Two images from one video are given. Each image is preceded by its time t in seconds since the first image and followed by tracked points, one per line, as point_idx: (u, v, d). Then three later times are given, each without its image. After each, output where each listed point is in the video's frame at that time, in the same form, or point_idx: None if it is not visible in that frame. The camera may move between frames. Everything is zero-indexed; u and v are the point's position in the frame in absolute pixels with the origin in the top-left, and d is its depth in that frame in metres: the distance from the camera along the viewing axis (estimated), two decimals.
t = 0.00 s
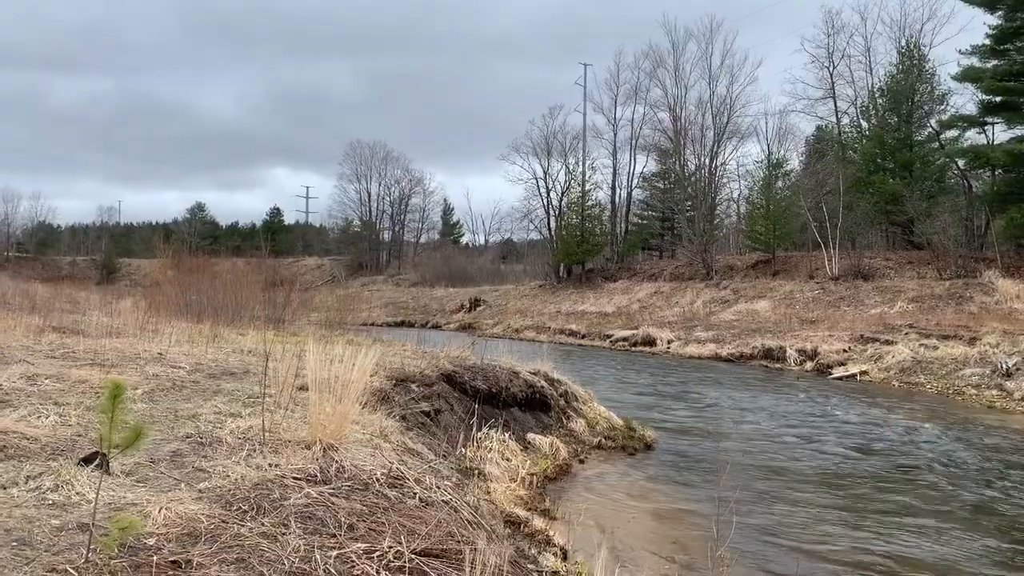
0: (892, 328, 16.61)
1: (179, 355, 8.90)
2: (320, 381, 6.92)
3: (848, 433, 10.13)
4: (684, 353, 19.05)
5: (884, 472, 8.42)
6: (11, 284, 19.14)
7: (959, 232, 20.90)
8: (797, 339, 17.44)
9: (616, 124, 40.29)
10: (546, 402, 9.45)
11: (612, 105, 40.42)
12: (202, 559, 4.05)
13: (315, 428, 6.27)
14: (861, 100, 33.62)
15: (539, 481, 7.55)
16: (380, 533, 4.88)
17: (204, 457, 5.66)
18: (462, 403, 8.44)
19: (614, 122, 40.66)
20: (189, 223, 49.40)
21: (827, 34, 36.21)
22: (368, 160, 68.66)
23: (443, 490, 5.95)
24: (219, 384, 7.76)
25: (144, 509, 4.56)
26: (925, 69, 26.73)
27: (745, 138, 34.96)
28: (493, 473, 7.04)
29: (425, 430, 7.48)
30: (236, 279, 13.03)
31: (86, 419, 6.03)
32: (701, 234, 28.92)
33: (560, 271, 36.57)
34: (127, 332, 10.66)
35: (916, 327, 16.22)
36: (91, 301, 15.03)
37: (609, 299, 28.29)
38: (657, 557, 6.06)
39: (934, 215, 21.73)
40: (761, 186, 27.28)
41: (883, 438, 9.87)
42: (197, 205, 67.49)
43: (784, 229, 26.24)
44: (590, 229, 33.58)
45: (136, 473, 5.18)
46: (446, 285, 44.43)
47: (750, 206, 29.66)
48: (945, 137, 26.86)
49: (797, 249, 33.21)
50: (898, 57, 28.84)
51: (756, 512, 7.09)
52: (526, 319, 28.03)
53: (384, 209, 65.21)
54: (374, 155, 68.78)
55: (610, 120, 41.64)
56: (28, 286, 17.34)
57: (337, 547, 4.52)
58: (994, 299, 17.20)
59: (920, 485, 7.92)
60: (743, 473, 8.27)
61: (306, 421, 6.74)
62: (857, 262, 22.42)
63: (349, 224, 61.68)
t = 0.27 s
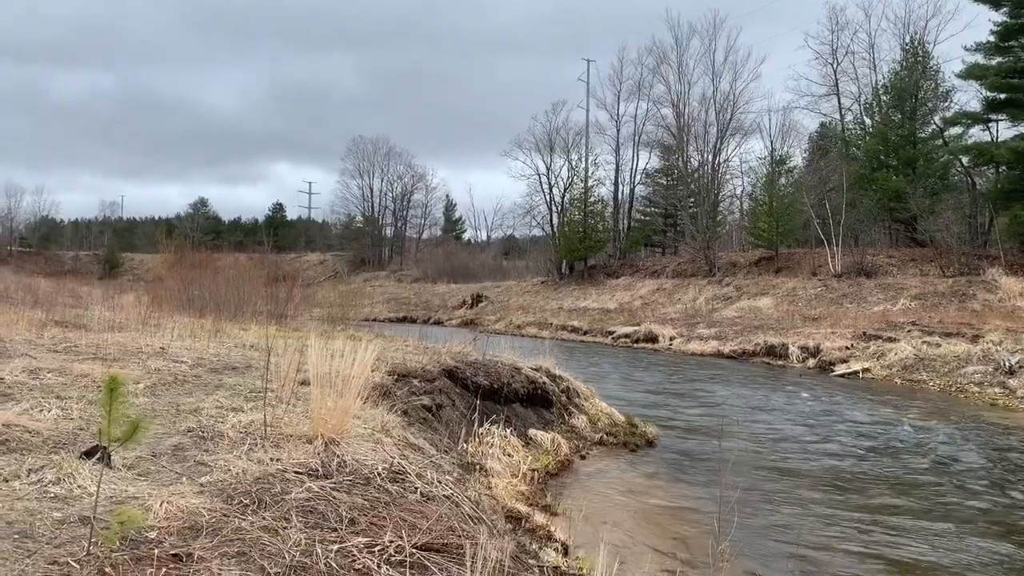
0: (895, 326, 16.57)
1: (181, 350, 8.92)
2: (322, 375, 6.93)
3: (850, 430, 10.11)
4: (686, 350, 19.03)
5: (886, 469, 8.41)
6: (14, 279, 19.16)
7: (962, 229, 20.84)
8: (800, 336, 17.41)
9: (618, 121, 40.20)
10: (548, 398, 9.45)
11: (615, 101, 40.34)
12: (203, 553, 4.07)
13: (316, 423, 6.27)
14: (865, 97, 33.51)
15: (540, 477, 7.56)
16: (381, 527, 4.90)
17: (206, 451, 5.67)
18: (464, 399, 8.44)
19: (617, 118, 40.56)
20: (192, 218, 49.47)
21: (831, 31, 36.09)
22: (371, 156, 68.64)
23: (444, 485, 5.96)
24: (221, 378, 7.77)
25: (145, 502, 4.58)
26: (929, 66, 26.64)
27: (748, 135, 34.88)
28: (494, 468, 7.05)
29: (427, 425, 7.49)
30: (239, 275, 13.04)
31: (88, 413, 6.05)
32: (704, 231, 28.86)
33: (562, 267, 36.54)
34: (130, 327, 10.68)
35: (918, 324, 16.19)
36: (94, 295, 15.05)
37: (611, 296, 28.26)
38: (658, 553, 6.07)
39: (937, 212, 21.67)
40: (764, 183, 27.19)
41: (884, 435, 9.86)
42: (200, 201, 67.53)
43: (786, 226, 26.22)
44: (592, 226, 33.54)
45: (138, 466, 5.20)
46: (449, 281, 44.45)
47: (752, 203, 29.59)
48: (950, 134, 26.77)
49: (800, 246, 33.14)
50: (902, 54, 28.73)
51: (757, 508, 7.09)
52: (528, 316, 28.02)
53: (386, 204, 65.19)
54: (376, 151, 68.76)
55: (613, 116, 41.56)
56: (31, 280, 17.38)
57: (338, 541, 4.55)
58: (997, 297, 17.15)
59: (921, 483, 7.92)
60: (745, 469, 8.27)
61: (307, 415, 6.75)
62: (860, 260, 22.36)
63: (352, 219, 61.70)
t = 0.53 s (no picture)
0: (895, 321, 16.57)
1: (182, 342, 8.94)
2: (322, 367, 6.94)
3: (850, 424, 10.13)
4: (687, 344, 19.04)
5: (885, 463, 8.43)
6: (15, 271, 19.19)
7: (963, 224, 20.83)
8: (800, 330, 17.41)
9: (620, 114, 40.11)
10: (548, 391, 9.47)
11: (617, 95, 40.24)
12: (203, 543, 4.09)
13: (316, 415, 6.29)
14: (868, 91, 33.42)
15: (540, 470, 7.58)
16: (381, 518, 4.92)
17: (206, 443, 5.69)
18: (464, 392, 8.45)
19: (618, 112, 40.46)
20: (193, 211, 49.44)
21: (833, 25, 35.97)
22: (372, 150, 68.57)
23: (444, 477, 5.98)
24: (222, 370, 7.79)
25: (145, 493, 4.59)
26: (931, 60, 26.54)
27: (749, 129, 34.80)
28: (494, 461, 7.07)
29: (427, 418, 7.50)
30: (239, 267, 13.06)
31: (88, 404, 6.06)
32: (705, 225, 28.84)
33: (563, 261, 36.55)
34: (130, 319, 10.70)
35: (919, 319, 16.19)
36: (95, 287, 15.08)
37: (611, 290, 28.26)
38: (657, 545, 6.09)
39: (939, 207, 21.65)
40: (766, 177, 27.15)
41: (884, 430, 9.88)
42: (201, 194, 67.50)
43: (788, 221, 26.21)
44: (593, 220, 33.52)
45: (138, 457, 5.21)
46: (449, 275, 44.46)
47: (754, 197, 29.54)
48: (952, 128, 26.69)
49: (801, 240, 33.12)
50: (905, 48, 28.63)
51: (756, 502, 7.12)
52: (528, 309, 28.05)
53: (387, 198, 65.16)
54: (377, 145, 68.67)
55: (614, 110, 41.46)
56: (32, 272, 17.40)
57: (338, 533, 4.57)
58: (998, 292, 17.13)
59: (920, 477, 7.93)
60: (745, 463, 8.29)
61: (307, 407, 6.77)
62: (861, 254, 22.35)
63: (353, 213, 61.66)
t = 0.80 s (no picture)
0: (894, 314, 16.58)
1: (180, 333, 8.94)
2: (320, 358, 6.94)
3: (847, 417, 10.15)
4: (685, 337, 19.06)
5: (882, 456, 8.46)
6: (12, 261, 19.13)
7: (962, 218, 20.83)
8: (798, 324, 17.42)
9: (619, 107, 40.01)
10: (547, 384, 9.47)
11: (616, 87, 40.13)
12: (201, 533, 4.09)
13: (314, 406, 6.29)
14: (867, 85, 33.35)
15: (538, 461, 7.59)
16: (379, 509, 4.93)
17: (204, 433, 5.69)
18: (462, 383, 8.46)
19: (618, 104, 40.36)
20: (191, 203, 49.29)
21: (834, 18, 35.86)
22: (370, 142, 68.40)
23: (442, 468, 5.99)
24: (220, 361, 7.79)
25: (142, 483, 4.60)
26: (931, 54, 26.47)
27: (749, 122, 34.72)
28: (492, 453, 7.07)
29: (425, 409, 7.51)
30: (238, 260, 13.05)
31: (86, 394, 6.06)
32: (704, 218, 28.82)
33: (562, 254, 36.53)
34: (129, 310, 10.69)
35: (917, 313, 16.20)
36: (93, 278, 15.06)
37: (610, 283, 28.25)
38: (655, 537, 6.11)
39: (938, 201, 21.65)
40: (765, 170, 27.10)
41: (882, 423, 9.90)
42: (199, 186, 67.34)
43: (786, 214, 26.20)
44: (592, 213, 33.47)
45: (136, 448, 5.22)
46: (448, 267, 44.44)
47: (753, 190, 29.50)
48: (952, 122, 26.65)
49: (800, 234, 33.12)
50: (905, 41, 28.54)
51: (754, 495, 7.13)
52: (527, 302, 28.05)
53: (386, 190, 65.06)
54: (376, 137, 68.49)
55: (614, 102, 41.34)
56: (30, 263, 17.37)
57: (335, 523, 4.58)
58: (997, 286, 17.14)
59: (916, 471, 7.96)
60: (743, 456, 8.30)
61: (305, 398, 6.77)
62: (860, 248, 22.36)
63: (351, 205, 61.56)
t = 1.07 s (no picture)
0: (890, 308, 16.61)
1: (176, 325, 8.92)
2: (316, 351, 6.93)
3: (843, 410, 10.18)
4: (682, 330, 19.08)
5: (877, 449, 8.49)
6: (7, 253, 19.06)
7: (959, 212, 20.87)
8: (795, 317, 17.45)
9: (616, 100, 39.93)
10: (543, 376, 9.48)
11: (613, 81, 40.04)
12: (196, 526, 4.09)
13: (310, 398, 6.28)
14: (865, 78, 33.34)
15: (534, 454, 7.61)
16: (375, 501, 4.94)
17: (199, 426, 5.68)
18: (459, 376, 8.46)
19: (615, 97, 40.28)
20: (187, 196, 49.12)
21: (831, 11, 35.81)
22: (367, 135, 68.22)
23: (438, 461, 5.99)
24: (216, 353, 7.78)
25: (138, 476, 4.59)
26: (928, 47, 26.45)
27: (746, 116, 34.70)
28: (488, 445, 7.08)
29: (422, 402, 7.51)
30: (235, 252, 13.02)
31: (81, 386, 6.05)
32: (701, 211, 28.82)
33: (559, 248, 36.53)
34: (125, 303, 10.67)
35: (913, 306, 16.23)
36: (89, 270, 15.01)
37: (607, 276, 28.26)
38: (651, 530, 6.13)
39: (935, 195, 21.68)
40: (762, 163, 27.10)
41: (877, 415, 9.94)
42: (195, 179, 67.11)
43: (784, 207, 26.21)
44: (589, 206, 33.46)
45: (131, 440, 5.21)
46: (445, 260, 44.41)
47: (750, 184, 29.50)
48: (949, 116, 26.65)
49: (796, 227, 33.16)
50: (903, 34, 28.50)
51: (750, 487, 7.16)
52: (524, 295, 28.05)
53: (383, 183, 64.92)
54: (373, 130, 68.31)
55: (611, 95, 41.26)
56: (25, 254, 17.32)
57: (331, 515, 4.58)
58: (993, 280, 17.17)
59: (912, 463, 7.99)
60: (739, 448, 8.32)
61: (301, 391, 6.77)
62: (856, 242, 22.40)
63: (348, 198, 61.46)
